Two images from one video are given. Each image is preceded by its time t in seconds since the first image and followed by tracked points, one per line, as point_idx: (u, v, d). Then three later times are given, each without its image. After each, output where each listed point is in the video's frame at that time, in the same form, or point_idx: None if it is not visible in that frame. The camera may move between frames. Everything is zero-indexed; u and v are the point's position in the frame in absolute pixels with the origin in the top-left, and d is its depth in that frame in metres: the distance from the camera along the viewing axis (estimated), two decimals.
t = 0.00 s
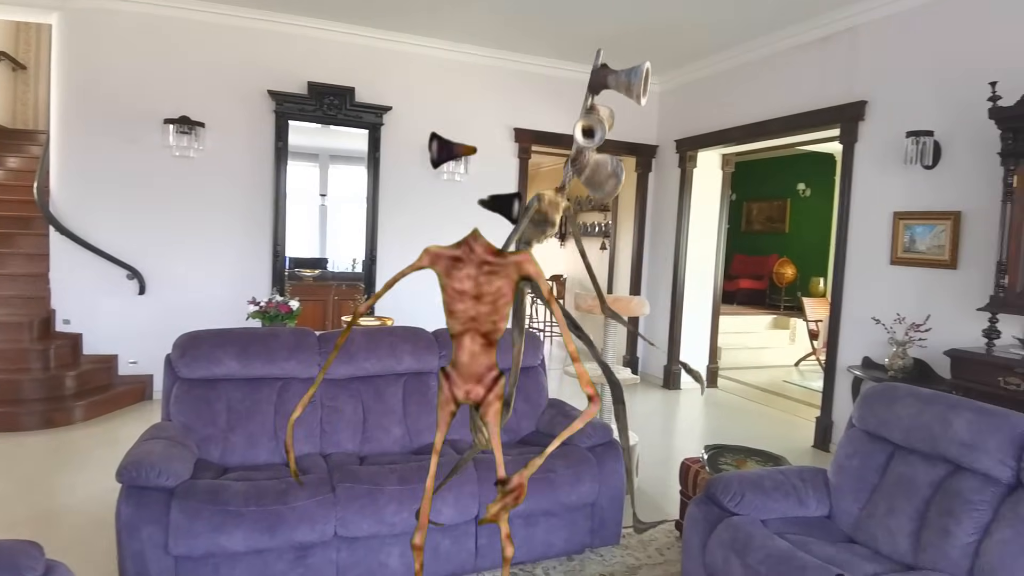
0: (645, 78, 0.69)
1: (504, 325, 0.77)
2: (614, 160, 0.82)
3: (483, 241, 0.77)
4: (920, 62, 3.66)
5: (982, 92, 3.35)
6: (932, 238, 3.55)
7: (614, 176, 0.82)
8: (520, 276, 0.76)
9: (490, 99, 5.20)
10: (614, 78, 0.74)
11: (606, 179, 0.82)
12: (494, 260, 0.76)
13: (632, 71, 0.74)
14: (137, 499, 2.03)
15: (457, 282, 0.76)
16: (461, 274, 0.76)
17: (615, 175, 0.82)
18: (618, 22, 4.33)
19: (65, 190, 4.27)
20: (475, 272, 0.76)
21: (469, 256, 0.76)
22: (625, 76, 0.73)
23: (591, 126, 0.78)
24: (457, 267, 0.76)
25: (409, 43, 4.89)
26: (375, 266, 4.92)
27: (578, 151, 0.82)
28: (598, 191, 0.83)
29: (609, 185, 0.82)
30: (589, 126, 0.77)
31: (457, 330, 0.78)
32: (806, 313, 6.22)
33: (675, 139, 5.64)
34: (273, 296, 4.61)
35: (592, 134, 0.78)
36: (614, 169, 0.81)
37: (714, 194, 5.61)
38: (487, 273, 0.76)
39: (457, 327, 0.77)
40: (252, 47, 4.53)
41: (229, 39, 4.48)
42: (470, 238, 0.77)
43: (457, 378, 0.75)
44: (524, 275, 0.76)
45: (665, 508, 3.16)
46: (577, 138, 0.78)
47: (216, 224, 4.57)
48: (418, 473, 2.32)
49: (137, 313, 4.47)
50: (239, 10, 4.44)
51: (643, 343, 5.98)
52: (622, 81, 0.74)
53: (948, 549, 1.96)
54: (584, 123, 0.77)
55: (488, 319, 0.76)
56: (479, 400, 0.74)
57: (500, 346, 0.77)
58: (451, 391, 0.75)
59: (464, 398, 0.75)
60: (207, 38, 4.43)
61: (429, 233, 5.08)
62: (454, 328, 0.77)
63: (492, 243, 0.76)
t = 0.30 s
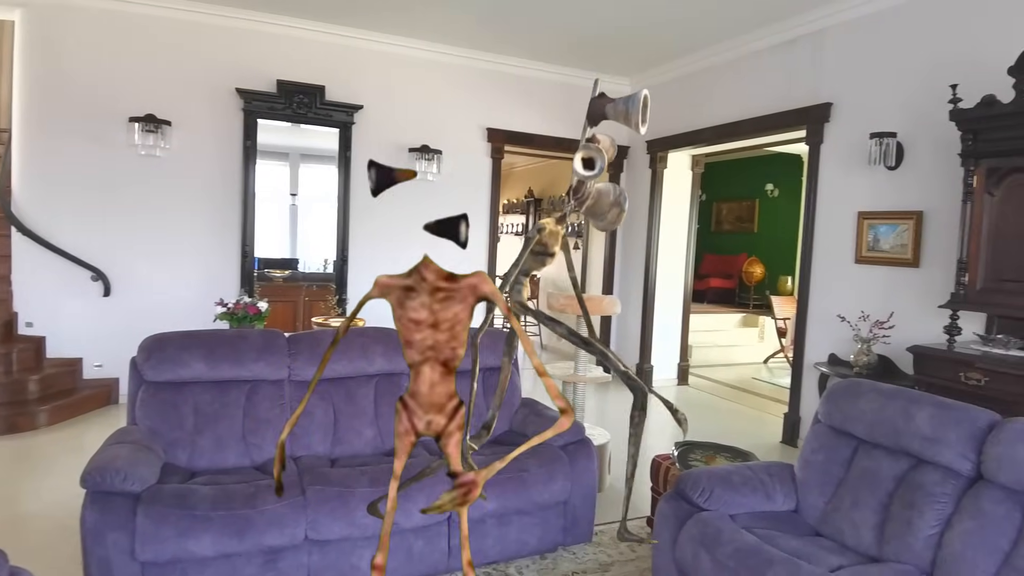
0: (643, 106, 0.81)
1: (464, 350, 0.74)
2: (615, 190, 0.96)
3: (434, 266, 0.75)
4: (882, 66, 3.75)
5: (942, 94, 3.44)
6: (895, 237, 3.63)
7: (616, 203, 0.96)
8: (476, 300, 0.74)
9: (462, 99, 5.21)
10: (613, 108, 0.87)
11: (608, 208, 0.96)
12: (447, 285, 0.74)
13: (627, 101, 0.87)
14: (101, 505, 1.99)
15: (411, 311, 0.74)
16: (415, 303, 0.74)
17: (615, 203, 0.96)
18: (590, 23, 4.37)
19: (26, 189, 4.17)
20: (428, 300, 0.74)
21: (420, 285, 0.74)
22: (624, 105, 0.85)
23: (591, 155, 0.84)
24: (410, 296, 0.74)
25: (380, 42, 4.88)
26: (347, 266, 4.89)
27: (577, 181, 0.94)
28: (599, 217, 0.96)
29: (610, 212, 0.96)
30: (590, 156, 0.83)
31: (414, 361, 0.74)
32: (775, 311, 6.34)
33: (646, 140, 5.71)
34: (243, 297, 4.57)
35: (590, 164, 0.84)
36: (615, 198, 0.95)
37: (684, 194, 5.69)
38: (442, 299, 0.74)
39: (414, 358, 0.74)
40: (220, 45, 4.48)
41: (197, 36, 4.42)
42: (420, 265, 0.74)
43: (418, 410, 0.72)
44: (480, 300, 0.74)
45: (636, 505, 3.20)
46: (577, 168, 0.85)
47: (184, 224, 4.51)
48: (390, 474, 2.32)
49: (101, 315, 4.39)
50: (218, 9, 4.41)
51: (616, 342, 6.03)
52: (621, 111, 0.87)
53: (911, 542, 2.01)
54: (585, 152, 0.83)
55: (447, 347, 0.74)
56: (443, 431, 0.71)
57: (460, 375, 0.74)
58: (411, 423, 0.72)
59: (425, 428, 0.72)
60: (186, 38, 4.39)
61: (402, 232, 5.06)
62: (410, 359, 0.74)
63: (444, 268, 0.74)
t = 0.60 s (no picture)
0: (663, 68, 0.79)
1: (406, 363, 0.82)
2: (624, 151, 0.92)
3: (377, 285, 0.81)
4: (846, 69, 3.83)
5: (905, 97, 3.53)
6: (859, 237, 3.72)
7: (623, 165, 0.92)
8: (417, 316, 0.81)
9: (435, 98, 5.20)
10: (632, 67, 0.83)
11: (614, 168, 0.93)
12: (391, 303, 0.80)
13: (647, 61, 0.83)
14: (65, 510, 1.96)
15: (356, 330, 0.80)
16: (360, 322, 0.80)
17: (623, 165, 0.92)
18: (562, 23, 4.39)
19: None
20: (373, 318, 0.80)
21: (364, 304, 0.80)
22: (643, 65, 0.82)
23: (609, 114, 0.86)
24: (354, 315, 0.80)
25: (351, 40, 4.85)
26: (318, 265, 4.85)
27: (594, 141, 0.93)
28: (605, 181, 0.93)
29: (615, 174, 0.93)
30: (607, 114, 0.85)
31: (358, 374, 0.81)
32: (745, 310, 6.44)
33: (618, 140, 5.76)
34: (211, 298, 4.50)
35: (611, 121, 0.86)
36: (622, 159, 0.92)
37: (656, 194, 5.75)
38: (385, 318, 0.80)
39: (358, 373, 0.81)
40: (187, 42, 4.40)
41: (163, 32, 4.35)
42: (364, 286, 0.80)
43: (363, 420, 0.80)
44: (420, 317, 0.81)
45: (608, 502, 3.23)
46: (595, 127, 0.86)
47: (150, 223, 4.43)
48: (361, 475, 2.31)
49: (65, 316, 4.29)
50: (187, 5, 4.35)
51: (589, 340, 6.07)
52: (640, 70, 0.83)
53: (876, 534, 2.06)
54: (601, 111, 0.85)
55: (391, 361, 0.81)
56: (387, 442, 0.80)
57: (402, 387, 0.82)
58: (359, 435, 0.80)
59: (373, 440, 0.80)
60: (152, 34, 4.32)
61: (374, 232, 5.03)
62: (354, 374, 0.81)
63: (387, 286, 0.80)
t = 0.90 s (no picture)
0: (647, 65, 0.83)
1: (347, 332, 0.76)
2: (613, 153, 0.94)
3: (321, 252, 0.75)
4: (815, 72, 3.91)
5: (870, 101, 3.61)
6: (826, 238, 3.80)
7: (613, 167, 0.93)
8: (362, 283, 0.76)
9: (409, 97, 5.19)
10: (618, 69, 0.86)
11: (602, 168, 0.93)
12: (336, 269, 0.74)
13: (632, 63, 0.86)
14: (28, 514, 1.92)
15: (297, 297, 0.73)
16: (305, 289, 0.74)
17: (613, 166, 0.94)
18: (535, 23, 4.41)
19: None
20: (318, 286, 0.74)
21: (309, 271, 0.74)
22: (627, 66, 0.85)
23: (598, 115, 0.87)
24: (298, 282, 0.74)
25: (323, 37, 4.81)
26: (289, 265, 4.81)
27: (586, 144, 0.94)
28: (596, 181, 0.94)
29: (606, 174, 0.94)
30: (596, 113, 0.87)
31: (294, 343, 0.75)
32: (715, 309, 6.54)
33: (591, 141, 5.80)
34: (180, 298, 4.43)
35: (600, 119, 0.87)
36: (611, 159, 0.93)
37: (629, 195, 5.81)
38: (330, 284, 0.74)
39: (297, 341, 0.74)
40: (155, 37, 4.33)
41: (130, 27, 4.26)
42: (309, 252, 0.74)
43: (303, 401, 0.74)
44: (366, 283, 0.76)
45: (580, 500, 3.25)
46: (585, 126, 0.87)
47: (115, 222, 4.35)
48: (332, 477, 2.30)
49: (28, 317, 4.20)
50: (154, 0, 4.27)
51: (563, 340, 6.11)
52: (625, 73, 0.86)
53: (840, 529, 2.11)
54: (591, 112, 0.86)
55: (330, 330, 0.75)
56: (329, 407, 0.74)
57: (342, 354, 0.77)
58: (299, 402, 0.74)
59: (314, 407, 0.74)
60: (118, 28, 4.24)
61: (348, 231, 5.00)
62: (293, 342, 0.74)
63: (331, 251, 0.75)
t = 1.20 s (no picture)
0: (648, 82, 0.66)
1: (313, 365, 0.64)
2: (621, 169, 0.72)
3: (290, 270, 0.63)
4: (784, 76, 3.99)
5: (838, 105, 3.69)
6: (796, 239, 3.87)
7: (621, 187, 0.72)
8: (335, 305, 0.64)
9: (384, 97, 5.17)
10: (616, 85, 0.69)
11: (610, 192, 0.72)
12: (308, 290, 0.62)
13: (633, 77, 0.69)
14: None
15: (259, 318, 0.61)
16: (268, 309, 0.61)
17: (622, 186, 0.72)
18: (511, 24, 4.42)
19: None
20: (285, 307, 0.62)
21: (277, 289, 0.62)
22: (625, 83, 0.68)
23: (600, 136, 0.69)
24: (262, 301, 0.61)
25: (297, 36, 4.78)
26: (260, 265, 4.76)
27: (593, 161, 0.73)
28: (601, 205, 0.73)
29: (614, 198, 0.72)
30: (598, 134, 0.69)
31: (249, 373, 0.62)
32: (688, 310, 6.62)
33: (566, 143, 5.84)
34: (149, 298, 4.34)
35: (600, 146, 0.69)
36: (619, 180, 0.71)
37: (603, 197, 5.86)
38: (298, 306, 0.62)
39: (251, 371, 0.61)
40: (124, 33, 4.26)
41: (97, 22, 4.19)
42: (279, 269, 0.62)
43: (258, 433, 0.61)
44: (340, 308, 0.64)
45: (553, 500, 3.28)
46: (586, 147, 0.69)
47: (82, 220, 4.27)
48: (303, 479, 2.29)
49: None
50: None
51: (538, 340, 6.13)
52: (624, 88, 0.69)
53: (808, 526, 2.15)
54: (593, 132, 0.68)
55: (293, 361, 0.62)
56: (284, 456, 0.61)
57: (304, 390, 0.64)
58: (251, 448, 0.60)
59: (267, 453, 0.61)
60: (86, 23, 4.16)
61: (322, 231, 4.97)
62: (247, 373, 0.61)
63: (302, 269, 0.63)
